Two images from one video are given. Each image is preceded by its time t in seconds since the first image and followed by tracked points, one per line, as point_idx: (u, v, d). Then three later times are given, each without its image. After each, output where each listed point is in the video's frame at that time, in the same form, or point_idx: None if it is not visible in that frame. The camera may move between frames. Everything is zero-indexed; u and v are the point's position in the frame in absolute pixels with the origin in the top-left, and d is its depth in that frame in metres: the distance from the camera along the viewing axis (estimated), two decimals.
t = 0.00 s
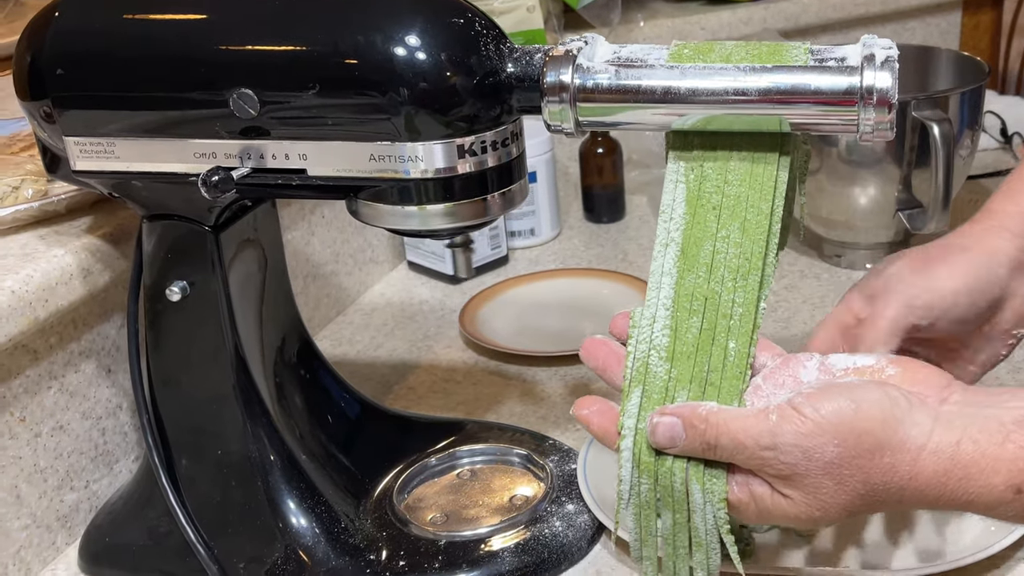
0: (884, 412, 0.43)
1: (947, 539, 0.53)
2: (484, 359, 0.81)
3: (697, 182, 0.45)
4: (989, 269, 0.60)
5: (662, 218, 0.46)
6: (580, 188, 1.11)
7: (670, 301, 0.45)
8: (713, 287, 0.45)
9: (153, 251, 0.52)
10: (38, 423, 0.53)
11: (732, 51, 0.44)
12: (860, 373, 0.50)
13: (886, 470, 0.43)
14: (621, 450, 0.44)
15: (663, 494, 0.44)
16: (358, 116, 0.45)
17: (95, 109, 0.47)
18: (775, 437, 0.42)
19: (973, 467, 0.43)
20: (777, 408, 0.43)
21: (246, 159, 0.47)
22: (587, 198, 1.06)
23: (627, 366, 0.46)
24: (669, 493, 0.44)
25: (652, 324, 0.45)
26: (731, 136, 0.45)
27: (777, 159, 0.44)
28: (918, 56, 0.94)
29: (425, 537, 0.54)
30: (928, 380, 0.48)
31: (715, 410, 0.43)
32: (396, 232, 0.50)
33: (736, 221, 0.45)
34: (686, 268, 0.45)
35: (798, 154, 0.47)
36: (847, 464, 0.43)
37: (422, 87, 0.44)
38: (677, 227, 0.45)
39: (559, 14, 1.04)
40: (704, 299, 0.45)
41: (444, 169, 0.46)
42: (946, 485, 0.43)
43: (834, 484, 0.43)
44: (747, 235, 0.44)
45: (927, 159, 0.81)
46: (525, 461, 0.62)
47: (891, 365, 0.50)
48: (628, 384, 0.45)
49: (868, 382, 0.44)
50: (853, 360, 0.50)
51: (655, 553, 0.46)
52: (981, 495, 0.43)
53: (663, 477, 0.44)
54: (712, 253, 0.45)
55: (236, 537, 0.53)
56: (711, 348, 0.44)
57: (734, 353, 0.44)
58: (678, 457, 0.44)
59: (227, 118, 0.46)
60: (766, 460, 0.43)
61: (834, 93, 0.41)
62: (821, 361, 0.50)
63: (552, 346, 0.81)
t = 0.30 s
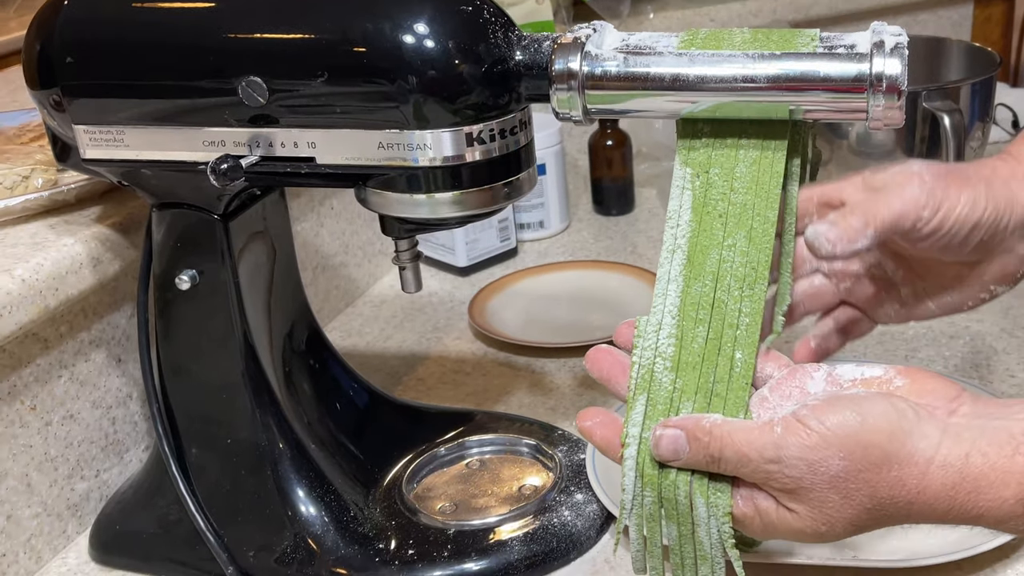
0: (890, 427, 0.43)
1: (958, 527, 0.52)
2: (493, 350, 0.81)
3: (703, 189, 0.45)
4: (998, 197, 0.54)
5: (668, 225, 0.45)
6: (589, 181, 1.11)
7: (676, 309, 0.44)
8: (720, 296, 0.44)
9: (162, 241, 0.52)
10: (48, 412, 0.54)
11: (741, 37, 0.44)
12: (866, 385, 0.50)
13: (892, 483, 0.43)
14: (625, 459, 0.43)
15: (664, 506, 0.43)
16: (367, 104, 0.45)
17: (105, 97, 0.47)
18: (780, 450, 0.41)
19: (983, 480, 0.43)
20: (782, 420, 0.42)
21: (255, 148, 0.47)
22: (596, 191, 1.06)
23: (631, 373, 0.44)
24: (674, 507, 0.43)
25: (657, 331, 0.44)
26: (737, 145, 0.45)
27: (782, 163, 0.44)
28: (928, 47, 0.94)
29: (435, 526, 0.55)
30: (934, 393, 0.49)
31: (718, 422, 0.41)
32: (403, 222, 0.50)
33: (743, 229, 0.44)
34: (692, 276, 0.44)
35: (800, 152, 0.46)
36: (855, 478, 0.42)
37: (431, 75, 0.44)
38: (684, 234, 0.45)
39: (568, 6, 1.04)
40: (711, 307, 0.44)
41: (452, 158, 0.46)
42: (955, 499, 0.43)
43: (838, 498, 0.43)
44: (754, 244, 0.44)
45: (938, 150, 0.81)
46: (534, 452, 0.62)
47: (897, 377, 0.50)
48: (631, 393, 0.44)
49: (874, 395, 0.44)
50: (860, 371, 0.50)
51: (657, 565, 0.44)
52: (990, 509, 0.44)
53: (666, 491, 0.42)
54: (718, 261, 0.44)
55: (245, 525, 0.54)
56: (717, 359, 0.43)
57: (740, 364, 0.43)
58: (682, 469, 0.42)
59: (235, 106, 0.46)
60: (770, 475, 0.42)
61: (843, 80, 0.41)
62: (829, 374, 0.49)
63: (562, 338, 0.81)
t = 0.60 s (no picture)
0: (890, 438, 0.42)
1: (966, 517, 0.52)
2: (500, 343, 0.81)
3: (705, 200, 0.44)
4: (996, 163, 0.53)
5: (670, 237, 0.44)
6: (597, 174, 1.10)
7: (676, 320, 0.43)
8: (721, 308, 0.43)
9: (169, 232, 0.52)
10: (56, 403, 0.54)
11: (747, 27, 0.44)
12: (866, 395, 0.48)
13: (893, 494, 0.42)
14: (624, 473, 0.42)
15: (664, 519, 0.42)
16: (373, 94, 0.45)
17: (111, 87, 0.47)
18: (778, 462, 0.41)
19: (984, 489, 0.43)
20: (780, 431, 0.42)
21: (260, 138, 0.47)
22: (604, 184, 1.06)
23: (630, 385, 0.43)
24: (673, 521, 0.42)
25: (656, 344, 0.43)
26: (739, 156, 0.44)
27: (783, 168, 0.44)
28: (938, 38, 0.94)
29: (441, 516, 0.55)
30: (935, 400, 0.46)
31: (715, 435, 0.41)
32: (408, 211, 0.50)
33: (744, 241, 0.43)
34: (692, 288, 0.43)
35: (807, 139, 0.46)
36: (853, 489, 0.42)
37: (436, 65, 0.44)
38: (685, 245, 0.44)
39: None
40: (711, 319, 0.43)
41: (457, 148, 0.46)
42: (955, 508, 0.43)
43: (837, 510, 0.42)
44: (755, 256, 0.43)
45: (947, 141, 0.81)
46: (541, 443, 0.62)
47: (898, 386, 0.48)
48: (630, 406, 0.43)
49: (872, 404, 0.44)
50: (860, 380, 0.48)
51: None
52: (991, 516, 0.44)
53: (667, 502, 0.42)
54: (719, 273, 0.43)
55: (252, 516, 0.54)
56: (717, 371, 0.43)
57: (741, 377, 0.42)
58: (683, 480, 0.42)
59: (241, 96, 0.46)
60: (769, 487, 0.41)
61: (849, 69, 0.40)
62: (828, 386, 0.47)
63: (571, 330, 0.81)
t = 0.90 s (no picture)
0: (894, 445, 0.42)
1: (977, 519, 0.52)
2: (508, 335, 0.81)
3: (711, 213, 0.44)
4: (1010, 156, 0.49)
5: (675, 249, 0.44)
6: (605, 165, 1.10)
7: (681, 331, 0.43)
8: (727, 320, 0.43)
9: (174, 221, 0.52)
10: (62, 392, 0.55)
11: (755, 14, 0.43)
12: (871, 402, 0.48)
13: (897, 501, 0.42)
14: (628, 480, 0.42)
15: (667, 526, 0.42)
16: (378, 82, 0.45)
17: (115, 75, 0.47)
18: (783, 470, 0.40)
19: (989, 495, 0.43)
20: (783, 439, 0.41)
21: (265, 126, 0.47)
22: (612, 176, 1.06)
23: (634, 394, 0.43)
24: (677, 530, 0.42)
25: (662, 352, 0.43)
26: (744, 167, 0.43)
27: (787, 179, 0.43)
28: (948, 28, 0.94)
29: (447, 506, 0.54)
30: (939, 408, 0.47)
31: (719, 444, 0.41)
32: (413, 201, 0.49)
33: (750, 251, 0.43)
34: (698, 299, 0.43)
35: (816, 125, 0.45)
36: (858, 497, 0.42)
37: (440, 52, 0.44)
38: (691, 257, 0.44)
39: None
40: (717, 330, 0.43)
41: (462, 136, 0.46)
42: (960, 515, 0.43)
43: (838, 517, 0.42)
44: (762, 268, 0.43)
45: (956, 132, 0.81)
46: (548, 434, 0.62)
47: (901, 394, 0.49)
48: (635, 414, 0.43)
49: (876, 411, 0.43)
50: (865, 388, 0.49)
51: None
52: (996, 524, 0.43)
53: (672, 510, 0.42)
54: (725, 285, 0.43)
55: (259, 506, 0.54)
56: (722, 381, 0.42)
57: (746, 387, 0.42)
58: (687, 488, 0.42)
59: (246, 84, 0.46)
60: (773, 495, 0.41)
61: (854, 56, 0.40)
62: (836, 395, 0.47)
63: (579, 321, 0.81)
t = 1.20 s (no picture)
0: (904, 477, 0.37)
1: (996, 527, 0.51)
2: (516, 327, 0.81)
3: (716, 223, 0.42)
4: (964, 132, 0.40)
5: (680, 261, 0.42)
6: (614, 157, 1.10)
7: (699, 370, 0.41)
8: (739, 345, 0.41)
9: (183, 210, 0.52)
10: (71, 381, 0.55)
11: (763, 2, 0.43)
12: (888, 438, 0.42)
13: (918, 538, 0.37)
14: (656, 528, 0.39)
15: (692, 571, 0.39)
16: (386, 70, 0.45)
17: (123, 64, 0.47)
18: (803, 519, 0.36)
19: (1005, 520, 0.37)
20: (800, 485, 0.37)
21: (272, 114, 0.47)
22: (622, 168, 1.05)
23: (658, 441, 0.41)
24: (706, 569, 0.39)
25: (684, 398, 0.41)
26: (744, 176, 0.43)
27: (783, 186, 0.41)
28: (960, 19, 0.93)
29: (456, 496, 0.54)
30: (953, 435, 0.41)
31: (736, 493, 0.37)
32: (421, 189, 0.49)
33: (756, 267, 0.42)
34: (712, 329, 0.41)
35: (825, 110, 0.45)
36: (878, 541, 0.37)
37: (447, 40, 0.43)
38: (696, 273, 0.42)
39: None
40: (732, 360, 0.41)
41: (469, 124, 0.46)
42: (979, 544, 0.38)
43: (850, 561, 0.37)
44: (767, 281, 0.42)
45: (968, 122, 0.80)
46: (556, 424, 0.62)
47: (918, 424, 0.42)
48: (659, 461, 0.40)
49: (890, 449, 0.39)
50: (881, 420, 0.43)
51: None
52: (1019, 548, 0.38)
53: (701, 561, 0.39)
54: (735, 308, 0.41)
55: (268, 495, 0.54)
56: (743, 413, 0.40)
57: (767, 415, 0.40)
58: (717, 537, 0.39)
59: (253, 72, 0.46)
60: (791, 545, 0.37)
61: (864, 42, 0.39)
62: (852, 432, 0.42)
63: (589, 313, 0.81)
